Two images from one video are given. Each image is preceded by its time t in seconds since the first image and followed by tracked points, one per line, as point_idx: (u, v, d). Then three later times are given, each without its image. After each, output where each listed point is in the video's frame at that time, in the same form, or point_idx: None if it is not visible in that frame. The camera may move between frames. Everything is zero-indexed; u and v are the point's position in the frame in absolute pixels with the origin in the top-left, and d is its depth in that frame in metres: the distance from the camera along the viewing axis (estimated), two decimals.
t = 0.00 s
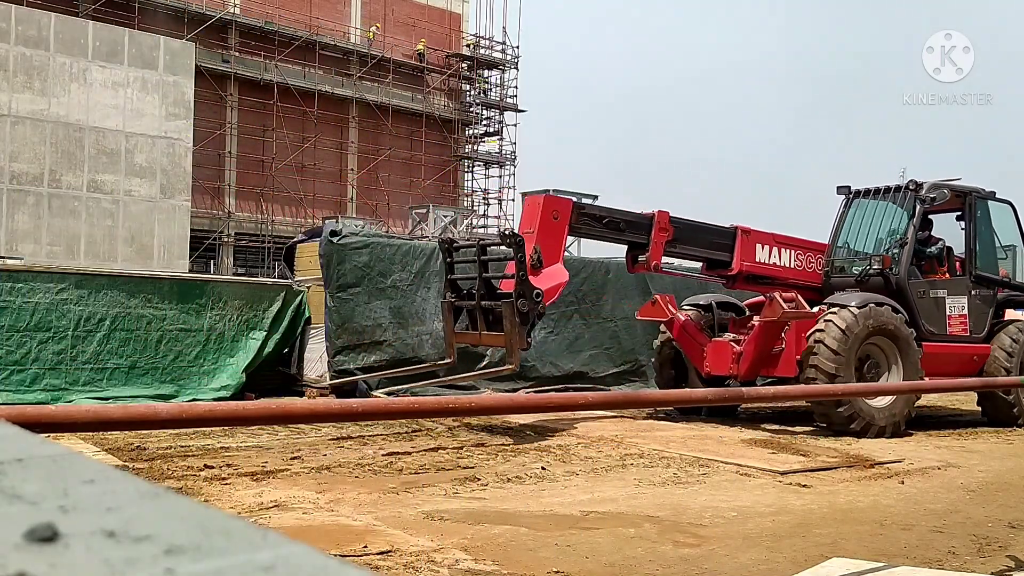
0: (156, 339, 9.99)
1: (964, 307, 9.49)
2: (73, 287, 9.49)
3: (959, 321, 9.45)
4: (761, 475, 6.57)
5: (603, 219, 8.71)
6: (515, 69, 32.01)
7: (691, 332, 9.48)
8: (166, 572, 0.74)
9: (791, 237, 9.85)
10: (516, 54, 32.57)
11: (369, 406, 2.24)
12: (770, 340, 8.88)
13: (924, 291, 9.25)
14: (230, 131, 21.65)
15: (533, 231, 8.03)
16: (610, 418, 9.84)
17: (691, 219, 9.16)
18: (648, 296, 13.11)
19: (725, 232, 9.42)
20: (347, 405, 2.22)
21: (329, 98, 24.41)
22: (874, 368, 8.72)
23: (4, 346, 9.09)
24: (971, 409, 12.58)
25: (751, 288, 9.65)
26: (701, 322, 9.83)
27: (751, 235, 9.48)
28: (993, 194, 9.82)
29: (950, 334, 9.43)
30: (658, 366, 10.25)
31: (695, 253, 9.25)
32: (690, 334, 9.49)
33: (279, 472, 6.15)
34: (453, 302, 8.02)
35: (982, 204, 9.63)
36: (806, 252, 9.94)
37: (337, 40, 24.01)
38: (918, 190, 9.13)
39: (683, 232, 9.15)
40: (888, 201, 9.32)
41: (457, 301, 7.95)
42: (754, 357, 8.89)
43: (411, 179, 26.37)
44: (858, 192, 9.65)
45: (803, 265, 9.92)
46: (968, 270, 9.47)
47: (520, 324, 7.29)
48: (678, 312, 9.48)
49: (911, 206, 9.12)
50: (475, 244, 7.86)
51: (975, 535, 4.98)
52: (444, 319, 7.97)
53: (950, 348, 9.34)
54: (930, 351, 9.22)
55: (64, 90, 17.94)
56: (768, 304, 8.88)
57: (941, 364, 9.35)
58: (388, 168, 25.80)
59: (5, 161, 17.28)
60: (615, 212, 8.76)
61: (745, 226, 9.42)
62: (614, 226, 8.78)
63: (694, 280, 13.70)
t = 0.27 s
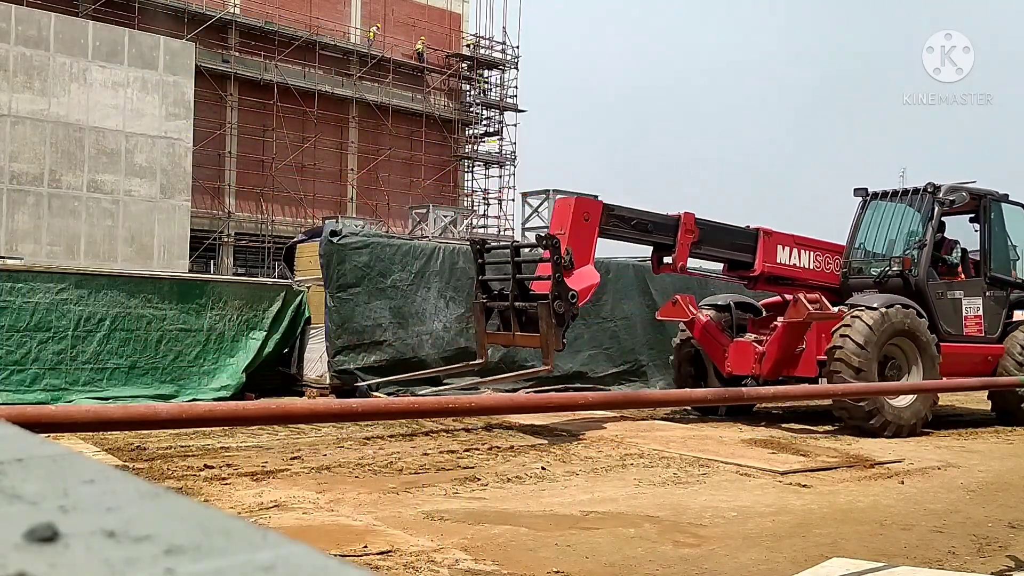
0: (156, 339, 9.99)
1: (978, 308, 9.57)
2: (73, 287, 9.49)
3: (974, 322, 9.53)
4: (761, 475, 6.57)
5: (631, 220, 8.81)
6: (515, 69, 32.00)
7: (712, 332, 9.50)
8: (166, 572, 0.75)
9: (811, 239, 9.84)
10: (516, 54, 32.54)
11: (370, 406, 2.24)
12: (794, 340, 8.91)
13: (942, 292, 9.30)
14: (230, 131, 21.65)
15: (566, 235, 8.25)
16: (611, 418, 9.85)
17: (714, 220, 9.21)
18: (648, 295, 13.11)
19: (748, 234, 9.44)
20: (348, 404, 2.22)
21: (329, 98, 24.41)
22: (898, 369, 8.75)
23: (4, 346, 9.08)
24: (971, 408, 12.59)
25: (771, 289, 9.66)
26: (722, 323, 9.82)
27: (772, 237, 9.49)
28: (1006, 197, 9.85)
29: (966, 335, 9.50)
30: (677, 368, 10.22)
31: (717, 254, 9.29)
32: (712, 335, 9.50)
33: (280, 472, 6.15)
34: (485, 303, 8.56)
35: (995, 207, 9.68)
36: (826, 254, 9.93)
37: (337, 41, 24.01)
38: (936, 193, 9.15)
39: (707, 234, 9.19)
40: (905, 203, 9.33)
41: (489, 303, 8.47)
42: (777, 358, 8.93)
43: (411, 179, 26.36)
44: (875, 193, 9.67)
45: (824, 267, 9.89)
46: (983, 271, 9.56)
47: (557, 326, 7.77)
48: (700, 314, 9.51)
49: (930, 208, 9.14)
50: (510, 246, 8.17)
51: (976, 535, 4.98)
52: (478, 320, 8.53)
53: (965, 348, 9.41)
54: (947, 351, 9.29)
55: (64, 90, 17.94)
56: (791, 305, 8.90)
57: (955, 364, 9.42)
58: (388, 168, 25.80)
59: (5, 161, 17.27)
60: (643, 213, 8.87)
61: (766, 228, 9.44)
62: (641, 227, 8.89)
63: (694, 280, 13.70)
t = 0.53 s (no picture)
0: (156, 339, 9.99)
1: (991, 309, 9.63)
2: (74, 288, 9.49)
3: (987, 323, 9.60)
4: (761, 475, 6.57)
5: (657, 220, 8.78)
6: (515, 69, 31.99)
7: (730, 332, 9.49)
8: (167, 572, 0.75)
9: (829, 239, 9.82)
10: (516, 54, 32.53)
11: (369, 406, 2.24)
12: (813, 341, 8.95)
13: (958, 293, 9.36)
14: (230, 131, 21.64)
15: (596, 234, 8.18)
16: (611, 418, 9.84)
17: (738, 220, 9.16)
18: (648, 295, 13.09)
19: (768, 234, 9.41)
20: (347, 405, 2.21)
21: (329, 98, 24.41)
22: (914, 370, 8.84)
23: (4, 346, 9.08)
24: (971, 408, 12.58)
25: (790, 290, 9.65)
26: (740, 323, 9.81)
27: (791, 237, 9.47)
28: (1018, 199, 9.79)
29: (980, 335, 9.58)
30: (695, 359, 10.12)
31: (739, 254, 9.27)
32: (730, 334, 9.49)
33: (280, 472, 6.15)
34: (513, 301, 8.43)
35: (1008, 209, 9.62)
36: (843, 255, 9.90)
37: (337, 40, 24.01)
38: (953, 195, 9.20)
39: (729, 235, 9.17)
40: (922, 204, 9.37)
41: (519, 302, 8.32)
42: (795, 359, 8.93)
43: (411, 179, 26.36)
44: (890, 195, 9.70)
45: (841, 267, 9.87)
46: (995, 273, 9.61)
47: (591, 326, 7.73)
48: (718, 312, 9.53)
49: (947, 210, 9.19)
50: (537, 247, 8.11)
51: (975, 535, 4.98)
52: (507, 318, 8.40)
53: (977, 349, 9.47)
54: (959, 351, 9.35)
55: (64, 90, 17.94)
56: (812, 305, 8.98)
57: (967, 364, 9.49)
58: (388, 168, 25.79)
59: (5, 161, 17.28)
60: (670, 213, 8.84)
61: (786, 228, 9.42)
62: (667, 227, 8.85)
63: (694, 279, 13.68)
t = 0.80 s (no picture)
0: (156, 339, 9.99)
1: (1004, 310, 9.63)
2: (74, 288, 9.49)
3: (1000, 324, 9.61)
4: (761, 475, 6.57)
5: (682, 223, 8.80)
6: (515, 69, 31.99)
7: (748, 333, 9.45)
8: (167, 573, 0.74)
9: (846, 241, 9.82)
10: (516, 54, 32.51)
11: (370, 407, 2.24)
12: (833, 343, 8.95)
13: (972, 295, 9.39)
14: (229, 131, 21.63)
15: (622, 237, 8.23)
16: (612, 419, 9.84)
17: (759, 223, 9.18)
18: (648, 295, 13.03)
19: (788, 236, 9.42)
20: (347, 405, 2.21)
21: (329, 97, 24.41)
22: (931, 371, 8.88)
23: (4, 346, 9.08)
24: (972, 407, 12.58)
25: (808, 292, 9.67)
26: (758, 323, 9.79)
27: (810, 240, 9.47)
28: None
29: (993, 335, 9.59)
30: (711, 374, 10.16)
31: (761, 256, 9.27)
32: (749, 335, 9.45)
33: (280, 472, 6.15)
34: (541, 303, 8.53)
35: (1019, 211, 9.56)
36: (859, 257, 9.90)
37: (337, 40, 24.01)
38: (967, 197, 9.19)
39: (750, 236, 9.18)
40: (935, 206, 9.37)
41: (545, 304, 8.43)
42: (816, 359, 8.96)
43: (411, 179, 26.33)
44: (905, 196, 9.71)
45: (858, 268, 9.86)
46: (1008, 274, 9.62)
47: (621, 329, 7.81)
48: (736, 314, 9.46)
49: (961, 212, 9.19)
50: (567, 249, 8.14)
51: (975, 535, 4.98)
52: (534, 320, 8.51)
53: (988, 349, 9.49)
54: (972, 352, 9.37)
55: (64, 90, 17.94)
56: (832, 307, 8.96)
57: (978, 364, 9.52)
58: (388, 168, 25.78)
59: (5, 161, 17.27)
60: (694, 216, 8.86)
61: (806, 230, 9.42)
62: (691, 230, 8.86)
63: (693, 279, 13.65)
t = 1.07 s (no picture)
0: (156, 339, 10.00)
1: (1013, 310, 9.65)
2: (74, 288, 9.49)
3: (1009, 324, 9.62)
4: (761, 475, 6.57)
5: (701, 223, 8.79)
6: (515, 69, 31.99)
7: (762, 333, 9.41)
8: (168, 572, 0.75)
9: (858, 243, 9.83)
10: (517, 54, 32.50)
11: (370, 407, 2.24)
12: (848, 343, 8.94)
13: (983, 296, 9.38)
14: (229, 131, 21.63)
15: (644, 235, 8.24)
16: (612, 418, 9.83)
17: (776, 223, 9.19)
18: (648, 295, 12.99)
19: (802, 237, 9.44)
20: (347, 405, 2.21)
21: (329, 97, 24.41)
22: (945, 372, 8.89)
23: (4, 346, 9.08)
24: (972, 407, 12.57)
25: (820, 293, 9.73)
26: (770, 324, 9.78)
27: (824, 241, 9.49)
28: None
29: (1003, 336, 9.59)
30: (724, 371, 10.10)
31: (777, 257, 9.28)
32: (763, 336, 9.41)
33: (280, 473, 6.15)
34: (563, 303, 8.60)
35: None
36: (870, 258, 9.91)
37: (337, 40, 24.01)
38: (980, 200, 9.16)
39: (767, 237, 9.20)
40: (947, 208, 9.36)
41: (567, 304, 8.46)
42: (829, 359, 8.93)
43: (411, 179, 26.32)
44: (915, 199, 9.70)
45: (869, 269, 9.87)
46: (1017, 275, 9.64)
47: (645, 329, 7.84)
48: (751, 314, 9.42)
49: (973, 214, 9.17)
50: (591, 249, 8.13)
51: (975, 535, 4.98)
52: (557, 320, 8.56)
53: (998, 350, 9.49)
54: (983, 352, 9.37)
55: (64, 90, 17.94)
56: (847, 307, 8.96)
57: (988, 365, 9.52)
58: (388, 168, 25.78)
59: (5, 161, 17.27)
60: (715, 217, 8.86)
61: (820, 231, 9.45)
62: (710, 230, 8.86)
63: (692, 279, 13.64)
